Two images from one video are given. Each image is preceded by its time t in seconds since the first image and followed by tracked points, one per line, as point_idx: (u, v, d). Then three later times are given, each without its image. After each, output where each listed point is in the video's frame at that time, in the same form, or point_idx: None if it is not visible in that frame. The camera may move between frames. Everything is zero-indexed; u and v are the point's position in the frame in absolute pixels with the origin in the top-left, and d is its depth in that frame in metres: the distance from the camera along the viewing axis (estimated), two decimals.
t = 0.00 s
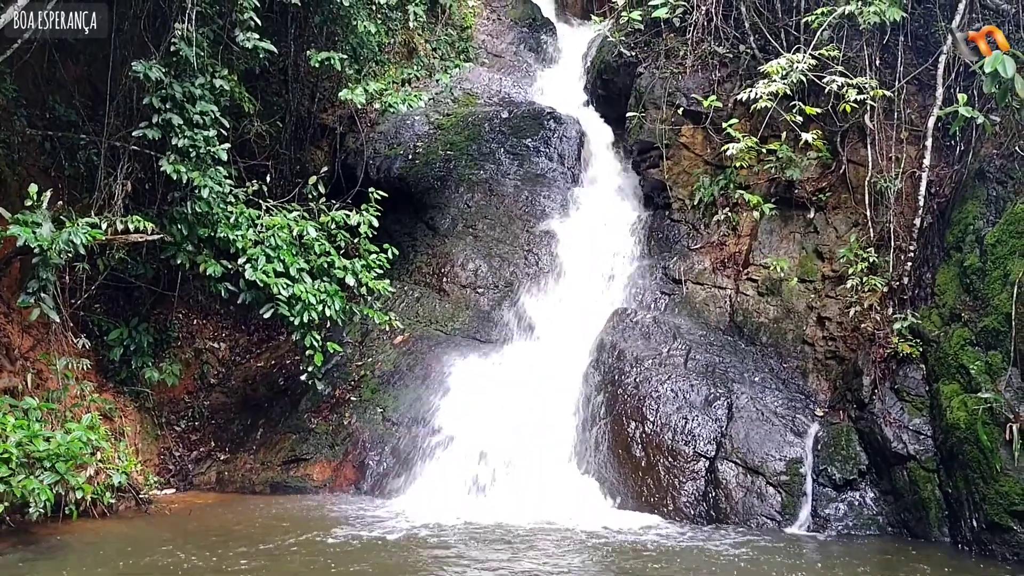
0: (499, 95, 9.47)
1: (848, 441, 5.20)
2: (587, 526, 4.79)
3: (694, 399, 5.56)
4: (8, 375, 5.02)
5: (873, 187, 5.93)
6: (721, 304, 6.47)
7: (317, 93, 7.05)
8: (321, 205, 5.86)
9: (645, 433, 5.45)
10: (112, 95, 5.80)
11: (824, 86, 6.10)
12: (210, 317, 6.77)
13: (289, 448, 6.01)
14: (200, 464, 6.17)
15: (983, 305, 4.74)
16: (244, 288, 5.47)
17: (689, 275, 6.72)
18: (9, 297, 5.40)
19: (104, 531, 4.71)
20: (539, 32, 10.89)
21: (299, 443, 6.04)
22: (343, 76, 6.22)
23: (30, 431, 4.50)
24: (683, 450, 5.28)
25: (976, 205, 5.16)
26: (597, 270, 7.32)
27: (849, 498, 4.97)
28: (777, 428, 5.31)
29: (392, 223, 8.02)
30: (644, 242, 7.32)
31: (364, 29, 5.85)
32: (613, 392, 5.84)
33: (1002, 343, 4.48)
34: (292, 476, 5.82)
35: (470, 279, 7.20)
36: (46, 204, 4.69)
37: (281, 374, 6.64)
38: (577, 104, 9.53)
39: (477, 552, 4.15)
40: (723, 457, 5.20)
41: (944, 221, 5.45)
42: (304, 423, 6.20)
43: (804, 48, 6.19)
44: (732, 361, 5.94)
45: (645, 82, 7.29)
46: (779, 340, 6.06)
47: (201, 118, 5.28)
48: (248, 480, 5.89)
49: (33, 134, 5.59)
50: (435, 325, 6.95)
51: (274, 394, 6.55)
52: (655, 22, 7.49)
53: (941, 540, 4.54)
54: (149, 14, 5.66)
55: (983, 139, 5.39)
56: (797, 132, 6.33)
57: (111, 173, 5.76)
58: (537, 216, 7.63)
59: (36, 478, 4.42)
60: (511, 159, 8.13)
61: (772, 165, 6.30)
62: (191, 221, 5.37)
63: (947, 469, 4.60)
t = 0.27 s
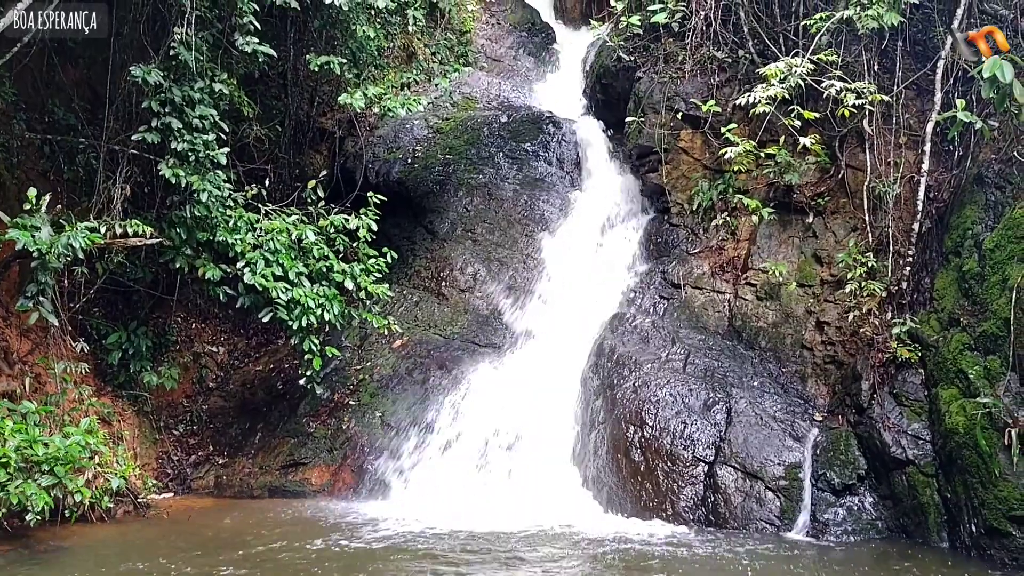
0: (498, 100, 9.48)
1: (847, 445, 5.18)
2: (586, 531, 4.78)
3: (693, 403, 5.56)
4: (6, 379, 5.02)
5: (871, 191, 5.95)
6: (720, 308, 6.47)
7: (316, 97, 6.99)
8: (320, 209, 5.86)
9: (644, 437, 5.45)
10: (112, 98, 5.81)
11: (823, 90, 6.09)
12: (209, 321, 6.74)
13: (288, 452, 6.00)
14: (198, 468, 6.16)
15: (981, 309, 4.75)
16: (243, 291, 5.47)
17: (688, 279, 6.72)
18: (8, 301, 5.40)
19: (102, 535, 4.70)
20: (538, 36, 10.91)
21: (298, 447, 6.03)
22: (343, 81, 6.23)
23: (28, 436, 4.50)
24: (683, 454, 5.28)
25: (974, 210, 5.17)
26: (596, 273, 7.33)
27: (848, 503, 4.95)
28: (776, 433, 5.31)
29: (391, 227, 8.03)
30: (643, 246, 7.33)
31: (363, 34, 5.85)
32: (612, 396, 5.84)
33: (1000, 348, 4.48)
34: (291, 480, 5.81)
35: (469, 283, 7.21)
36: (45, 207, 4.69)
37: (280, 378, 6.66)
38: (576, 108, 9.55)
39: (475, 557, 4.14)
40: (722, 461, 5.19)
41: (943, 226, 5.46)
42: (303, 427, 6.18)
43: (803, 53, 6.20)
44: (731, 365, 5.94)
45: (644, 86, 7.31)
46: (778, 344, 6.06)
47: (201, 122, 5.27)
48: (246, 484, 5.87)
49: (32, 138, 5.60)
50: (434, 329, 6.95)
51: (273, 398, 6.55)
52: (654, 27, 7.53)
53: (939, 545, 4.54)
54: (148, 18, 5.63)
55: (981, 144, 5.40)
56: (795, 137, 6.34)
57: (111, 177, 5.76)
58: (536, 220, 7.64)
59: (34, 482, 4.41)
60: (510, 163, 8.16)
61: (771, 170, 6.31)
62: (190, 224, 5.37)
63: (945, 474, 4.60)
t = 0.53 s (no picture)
0: (499, 107, 9.50)
1: (846, 454, 5.18)
2: (585, 539, 4.76)
3: (692, 411, 5.56)
4: (4, 384, 4.99)
5: (870, 201, 5.96)
6: (719, 316, 6.47)
7: (316, 103, 7.08)
8: (320, 215, 5.87)
9: (643, 445, 5.44)
10: (113, 104, 5.81)
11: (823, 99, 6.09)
12: (209, 327, 6.85)
13: (286, 459, 6.01)
14: (197, 474, 6.16)
15: (980, 319, 4.75)
16: (243, 297, 5.47)
17: (688, 287, 6.72)
18: (8, 306, 5.36)
19: (100, 541, 4.69)
20: (539, 44, 10.95)
21: (296, 454, 6.03)
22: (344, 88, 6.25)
23: (26, 441, 4.47)
24: (681, 463, 5.28)
25: (974, 219, 5.17)
26: (596, 280, 7.33)
27: (847, 512, 4.96)
28: (774, 442, 5.31)
29: (391, 234, 8.04)
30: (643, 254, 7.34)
31: (364, 41, 5.87)
32: (611, 404, 5.84)
33: (999, 357, 4.48)
34: (289, 487, 5.81)
35: (469, 290, 7.22)
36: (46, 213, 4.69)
37: (279, 384, 6.66)
38: (577, 115, 9.57)
39: (474, 566, 4.12)
40: (721, 470, 5.19)
41: (942, 236, 5.47)
42: (301, 433, 6.18)
43: (802, 62, 6.22)
44: (730, 374, 5.94)
45: (644, 94, 7.33)
46: (777, 353, 6.06)
47: (201, 128, 5.28)
48: (245, 490, 5.87)
49: (33, 143, 5.61)
50: (433, 336, 6.97)
51: (272, 404, 6.55)
52: (654, 35, 7.56)
53: (938, 555, 4.52)
54: (149, 24, 5.62)
55: (980, 154, 5.42)
56: (795, 146, 6.35)
57: (111, 183, 5.76)
58: (536, 227, 7.63)
59: (32, 488, 4.40)
60: (510, 170, 8.16)
61: (771, 178, 6.31)
62: (190, 230, 5.37)
63: (944, 484, 4.59)
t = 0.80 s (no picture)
0: (500, 113, 9.51)
1: (846, 461, 5.18)
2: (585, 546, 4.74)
3: (692, 418, 5.56)
4: (4, 389, 4.99)
5: (871, 208, 5.96)
6: (720, 323, 6.47)
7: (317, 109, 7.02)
8: (321, 220, 5.87)
9: (643, 451, 5.44)
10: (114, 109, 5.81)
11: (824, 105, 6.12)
12: (209, 332, 6.90)
13: (286, 464, 6.00)
14: (196, 479, 6.15)
15: (980, 327, 4.74)
16: (243, 302, 5.47)
17: (688, 293, 6.72)
18: (8, 310, 5.36)
19: (98, 546, 4.69)
20: (540, 51, 10.99)
21: (296, 459, 6.02)
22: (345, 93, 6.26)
23: (25, 446, 4.45)
24: (681, 469, 5.27)
25: (974, 227, 5.17)
26: (597, 285, 7.34)
27: (847, 519, 4.95)
28: (775, 449, 5.30)
29: (391, 239, 8.05)
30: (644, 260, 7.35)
31: (366, 48, 5.87)
32: (611, 410, 5.84)
33: (1000, 365, 4.46)
34: (288, 493, 5.78)
35: (469, 296, 7.22)
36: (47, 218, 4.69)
37: (278, 390, 6.64)
38: (577, 122, 9.59)
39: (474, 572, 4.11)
40: (721, 476, 5.19)
41: (943, 243, 5.47)
42: (301, 439, 6.17)
43: (803, 69, 6.22)
44: (731, 381, 5.93)
45: (645, 101, 7.34)
46: (778, 359, 6.05)
47: (202, 133, 5.29)
48: (244, 496, 5.86)
49: (35, 147, 5.61)
50: (433, 342, 6.96)
51: (271, 410, 6.55)
52: (655, 42, 7.57)
53: (939, 563, 4.50)
54: (151, 29, 5.63)
55: (981, 162, 5.42)
56: (796, 153, 6.36)
57: (112, 188, 5.77)
58: (537, 233, 7.63)
59: (32, 493, 4.39)
60: (511, 176, 8.16)
61: (772, 185, 6.32)
62: (191, 235, 5.36)
63: (945, 491, 4.57)
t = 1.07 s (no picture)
0: (500, 119, 9.53)
1: (846, 468, 5.17)
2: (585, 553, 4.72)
3: (692, 424, 5.55)
4: (4, 394, 4.98)
5: (871, 214, 5.97)
6: (719, 329, 6.47)
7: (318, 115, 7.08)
8: (321, 226, 5.87)
9: (643, 458, 5.43)
10: (115, 115, 5.81)
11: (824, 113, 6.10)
12: (208, 337, 6.78)
13: (285, 470, 5.99)
14: (196, 485, 6.15)
15: (980, 333, 4.74)
16: (243, 308, 5.48)
17: (688, 299, 6.72)
18: (8, 315, 5.34)
19: (98, 552, 4.68)
20: (540, 57, 11.01)
21: (295, 465, 6.02)
22: (345, 99, 6.27)
23: (25, 451, 4.44)
24: (681, 476, 5.26)
25: (974, 233, 5.18)
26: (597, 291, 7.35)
27: (848, 526, 4.94)
28: (775, 455, 5.30)
29: (391, 245, 8.06)
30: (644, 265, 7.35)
31: (367, 54, 5.88)
32: (611, 417, 5.84)
33: (1000, 372, 4.46)
34: (287, 498, 5.78)
35: (469, 301, 7.21)
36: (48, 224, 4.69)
37: (279, 396, 6.64)
38: (577, 128, 9.60)
39: None
40: (721, 483, 5.18)
41: (942, 249, 5.47)
42: (301, 445, 6.17)
43: (803, 75, 6.23)
44: (730, 387, 5.93)
45: (645, 107, 7.36)
46: (777, 366, 6.05)
47: (203, 139, 5.27)
48: (243, 501, 5.86)
49: (36, 153, 5.61)
50: (433, 347, 6.95)
51: (271, 415, 6.54)
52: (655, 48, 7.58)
53: (939, 570, 4.50)
54: (152, 34, 5.62)
55: (981, 169, 5.42)
56: (796, 159, 6.36)
57: (112, 194, 5.77)
58: (536, 239, 7.64)
59: (31, 500, 4.37)
60: (511, 182, 8.17)
61: (771, 191, 6.33)
62: (191, 241, 5.36)
63: (945, 498, 4.57)
